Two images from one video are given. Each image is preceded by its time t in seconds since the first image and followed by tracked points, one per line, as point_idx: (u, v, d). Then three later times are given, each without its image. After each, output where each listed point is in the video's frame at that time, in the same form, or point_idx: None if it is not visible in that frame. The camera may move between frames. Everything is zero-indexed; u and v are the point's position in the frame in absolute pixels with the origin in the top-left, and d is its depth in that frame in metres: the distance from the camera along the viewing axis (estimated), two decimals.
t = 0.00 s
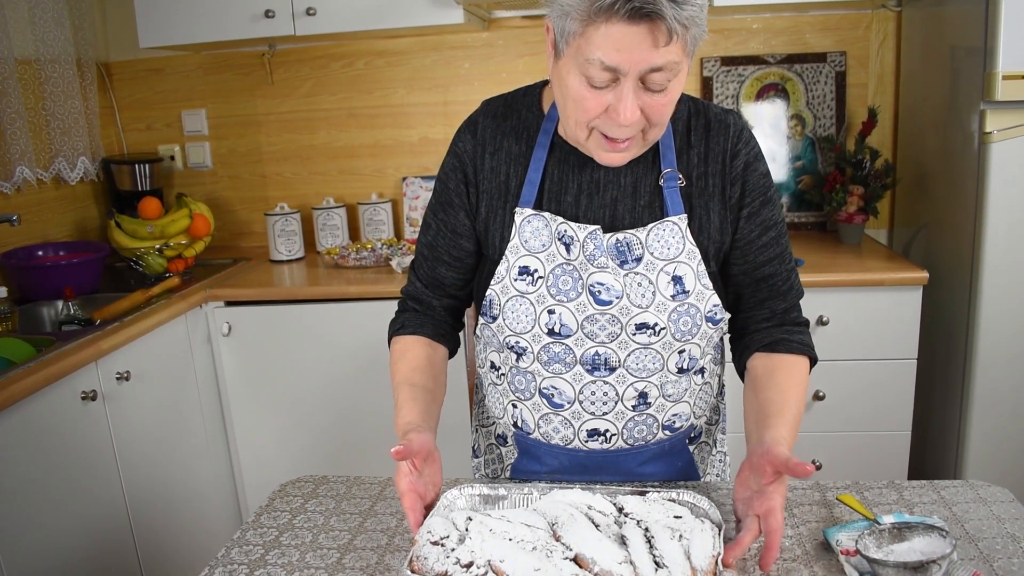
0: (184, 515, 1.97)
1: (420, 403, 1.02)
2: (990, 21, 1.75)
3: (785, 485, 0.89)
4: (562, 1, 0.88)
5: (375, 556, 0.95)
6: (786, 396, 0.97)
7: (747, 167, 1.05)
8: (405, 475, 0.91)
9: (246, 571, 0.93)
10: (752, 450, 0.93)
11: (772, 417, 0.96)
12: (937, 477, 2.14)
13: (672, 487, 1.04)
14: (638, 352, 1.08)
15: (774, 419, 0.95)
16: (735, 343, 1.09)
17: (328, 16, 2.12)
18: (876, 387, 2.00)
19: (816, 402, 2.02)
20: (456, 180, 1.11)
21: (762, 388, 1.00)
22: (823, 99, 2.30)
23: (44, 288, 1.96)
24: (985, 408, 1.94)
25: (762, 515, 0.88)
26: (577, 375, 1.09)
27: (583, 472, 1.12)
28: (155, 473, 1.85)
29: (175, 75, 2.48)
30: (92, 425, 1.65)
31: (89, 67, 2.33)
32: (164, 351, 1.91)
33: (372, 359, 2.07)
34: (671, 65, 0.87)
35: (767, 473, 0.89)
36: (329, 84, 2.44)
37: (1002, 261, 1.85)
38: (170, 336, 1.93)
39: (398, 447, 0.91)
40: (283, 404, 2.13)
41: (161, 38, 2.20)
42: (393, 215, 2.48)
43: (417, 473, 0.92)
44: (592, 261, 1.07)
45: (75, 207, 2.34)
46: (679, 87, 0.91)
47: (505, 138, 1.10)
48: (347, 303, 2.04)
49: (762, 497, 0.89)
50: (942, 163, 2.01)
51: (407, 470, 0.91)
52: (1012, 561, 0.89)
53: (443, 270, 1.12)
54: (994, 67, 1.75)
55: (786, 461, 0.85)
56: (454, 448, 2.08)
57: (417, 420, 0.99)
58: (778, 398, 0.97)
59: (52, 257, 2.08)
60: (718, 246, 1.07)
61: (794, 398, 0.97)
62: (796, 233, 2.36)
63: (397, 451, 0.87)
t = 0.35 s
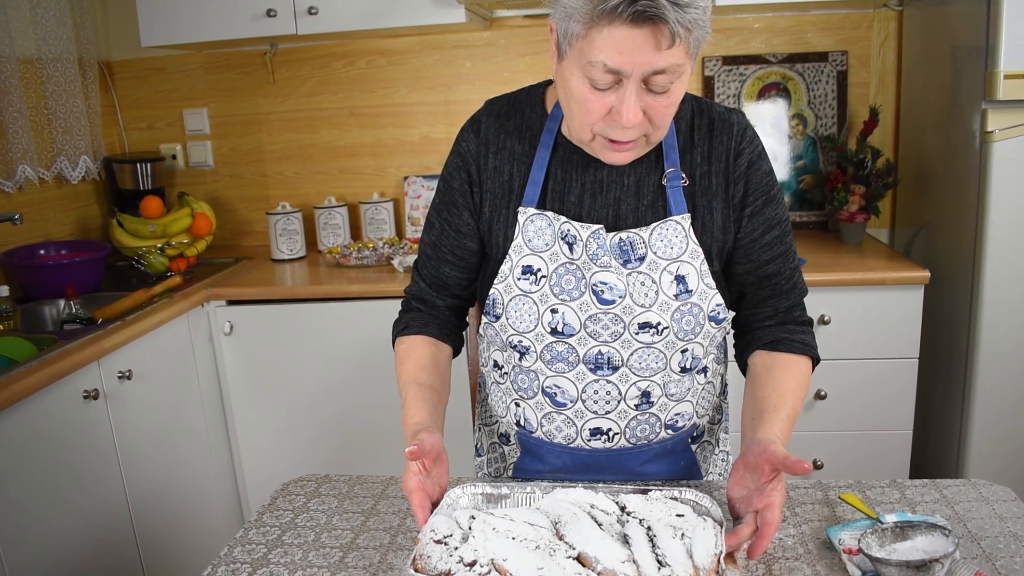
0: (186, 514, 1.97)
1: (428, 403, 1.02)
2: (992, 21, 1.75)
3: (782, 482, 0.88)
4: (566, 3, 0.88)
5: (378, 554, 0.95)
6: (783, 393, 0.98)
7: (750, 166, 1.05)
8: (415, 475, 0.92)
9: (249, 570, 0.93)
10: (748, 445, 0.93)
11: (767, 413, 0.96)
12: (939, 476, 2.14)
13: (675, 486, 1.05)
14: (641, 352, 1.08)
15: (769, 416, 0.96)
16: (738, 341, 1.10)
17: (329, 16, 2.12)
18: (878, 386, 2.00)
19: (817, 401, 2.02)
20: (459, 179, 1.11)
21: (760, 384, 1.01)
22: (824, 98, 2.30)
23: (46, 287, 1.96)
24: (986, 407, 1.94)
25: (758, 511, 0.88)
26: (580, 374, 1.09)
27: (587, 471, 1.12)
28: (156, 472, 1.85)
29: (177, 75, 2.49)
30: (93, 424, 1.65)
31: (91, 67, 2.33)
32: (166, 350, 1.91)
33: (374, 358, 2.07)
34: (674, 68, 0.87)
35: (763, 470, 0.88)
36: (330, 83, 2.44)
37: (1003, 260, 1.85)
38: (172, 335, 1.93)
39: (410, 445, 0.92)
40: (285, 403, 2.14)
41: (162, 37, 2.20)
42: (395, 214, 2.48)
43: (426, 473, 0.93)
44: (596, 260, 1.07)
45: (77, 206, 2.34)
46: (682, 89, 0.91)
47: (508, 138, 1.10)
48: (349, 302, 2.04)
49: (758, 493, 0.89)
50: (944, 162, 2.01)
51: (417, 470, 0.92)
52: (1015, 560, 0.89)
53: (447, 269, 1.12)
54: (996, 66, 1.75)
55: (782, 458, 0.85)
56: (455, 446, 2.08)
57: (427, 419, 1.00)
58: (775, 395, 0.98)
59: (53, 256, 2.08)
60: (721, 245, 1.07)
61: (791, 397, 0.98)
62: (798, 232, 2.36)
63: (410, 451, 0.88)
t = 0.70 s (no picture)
0: (188, 513, 1.97)
1: (430, 402, 1.02)
2: (993, 19, 1.75)
3: (780, 481, 0.88)
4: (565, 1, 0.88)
5: (381, 553, 0.95)
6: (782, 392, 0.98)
7: (752, 164, 1.05)
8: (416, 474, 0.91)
9: (253, 569, 0.93)
10: (745, 444, 0.93)
11: (765, 411, 0.97)
12: (941, 474, 2.14)
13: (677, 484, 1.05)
14: (644, 350, 1.08)
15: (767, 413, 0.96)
16: (739, 341, 1.09)
17: (331, 15, 2.12)
18: (880, 384, 2.00)
19: (820, 399, 2.02)
20: (462, 179, 1.11)
21: (759, 384, 1.01)
22: (825, 97, 2.30)
23: (47, 287, 1.96)
24: (989, 405, 1.94)
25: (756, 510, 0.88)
26: (583, 372, 1.09)
27: (589, 470, 1.12)
28: (158, 471, 1.85)
29: (178, 74, 2.48)
30: (95, 423, 1.65)
31: (92, 66, 2.33)
32: (168, 349, 1.91)
33: (376, 357, 2.07)
34: (673, 67, 0.87)
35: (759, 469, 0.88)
36: (332, 82, 2.44)
37: (1006, 259, 1.85)
38: (174, 334, 1.93)
39: (412, 445, 0.93)
40: (287, 401, 2.14)
41: (163, 37, 2.20)
42: (396, 213, 2.48)
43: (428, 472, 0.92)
44: (598, 258, 1.07)
45: (78, 206, 2.34)
46: (682, 87, 0.90)
47: (510, 137, 1.10)
48: (351, 301, 2.04)
49: (756, 493, 0.89)
50: (946, 160, 2.01)
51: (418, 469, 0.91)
52: (1018, 558, 0.89)
53: (449, 268, 1.12)
54: (998, 64, 1.75)
55: (775, 456, 0.85)
56: (457, 445, 2.08)
57: (428, 419, 1.00)
58: (774, 394, 0.98)
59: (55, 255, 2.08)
60: (723, 242, 1.07)
61: (791, 396, 0.98)
62: (799, 230, 2.36)
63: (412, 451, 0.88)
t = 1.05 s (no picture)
0: (188, 511, 1.97)
1: (430, 392, 1.02)
2: (995, 18, 1.74)
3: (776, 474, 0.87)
4: None
5: (381, 551, 0.95)
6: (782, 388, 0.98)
7: (753, 163, 1.04)
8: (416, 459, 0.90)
9: (253, 567, 0.93)
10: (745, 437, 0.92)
11: (765, 405, 0.96)
12: (942, 473, 2.14)
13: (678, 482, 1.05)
14: (644, 347, 1.08)
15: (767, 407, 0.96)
16: (740, 339, 1.09)
17: (331, 12, 2.12)
18: (881, 383, 2.00)
19: (820, 398, 2.02)
20: (462, 176, 1.11)
21: (757, 380, 1.01)
22: (826, 95, 2.29)
23: (48, 284, 1.96)
24: (989, 404, 1.94)
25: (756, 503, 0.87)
26: (583, 370, 1.09)
27: (589, 468, 1.12)
28: (158, 469, 1.85)
29: (179, 71, 2.48)
30: (96, 421, 1.65)
31: (92, 63, 2.33)
32: (168, 346, 1.91)
33: (376, 355, 2.07)
34: (672, 62, 0.87)
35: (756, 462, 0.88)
36: (332, 80, 2.43)
37: (1007, 258, 1.85)
38: (174, 331, 1.93)
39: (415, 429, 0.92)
40: (287, 399, 2.13)
41: (164, 34, 2.20)
42: (397, 211, 2.48)
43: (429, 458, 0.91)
44: (599, 255, 1.07)
45: (78, 203, 2.33)
46: (681, 84, 0.90)
47: (511, 134, 1.10)
48: (351, 299, 2.04)
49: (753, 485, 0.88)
50: (947, 159, 2.00)
51: (418, 454, 0.90)
52: (1019, 557, 0.89)
53: (449, 264, 1.12)
54: (1000, 63, 1.75)
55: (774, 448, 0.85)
56: (457, 443, 2.08)
57: (428, 408, 1.00)
58: (774, 389, 0.98)
59: (55, 252, 2.08)
60: (723, 240, 1.06)
61: (790, 391, 0.98)
62: (800, 228, 2.36)
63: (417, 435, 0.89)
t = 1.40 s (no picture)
0: (186, 512, 1.97)
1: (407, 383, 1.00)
2: (993, 18, 1.74)
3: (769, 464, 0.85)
4: None
5: (377, 553, 0.95)
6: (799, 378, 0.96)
7: (749, 158, 1.04)
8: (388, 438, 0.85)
9: (249, 569, 0.93)
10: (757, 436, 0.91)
11: (777, 400, 0.95)
12: (940, 474, 2.14)
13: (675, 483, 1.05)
14: (642, 346, 1.08)
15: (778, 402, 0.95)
16: (746, 335, 1.08)
17: (329, 12, 2.12)
18: (879, 384, 2.00)
19: (818, 399, 2.01)
20: (460, 174, 1.10)
21: (773, 378, 0.99)
22: (825, 96, 2.29)
23: (45, 285, 1.95)
24: (987, 404, 1.93)
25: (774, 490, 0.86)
26: (581, 369, 1.09)
27: (587, 468, 1.11)
28: (156, 470, 1.85)
29: (177, 72, 2.48)
30: (93, 422, 1.65)
31: (90, 64, 2.33)
32: (165, 347, 1.91)
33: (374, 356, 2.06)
34: (664, 63, 0.87)
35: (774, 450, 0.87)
36: (330, 80, 2.43)
37: (1005, 259, 1.84)
38: (171, 332, 1.93)
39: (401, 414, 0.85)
40: (285, 400, 2.13)
41: (162, 35, 2.19)
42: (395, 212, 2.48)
43: (394, 445, 0.85)
44: (597, 253, 1.07)
45: (76, 204, 2.33)
46: (674, 85, 0.90)
47: (509, 134, 1.10)
48: (349, 300, 2.04)
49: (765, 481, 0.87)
50: (945, 160, 2.00)
51: (388, 435, 0.85)
52: (1017, 559, 0.89)
53: (443, 261, 1.12)
54: (997, 63, 1.75)
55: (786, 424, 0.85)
56: (455, 445, 2.08)
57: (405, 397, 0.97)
58: (786, 385, 0.96)
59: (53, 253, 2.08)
60: (721, 238, 1.07)
61: (804, 382, 0.96)
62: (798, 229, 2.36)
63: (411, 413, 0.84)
